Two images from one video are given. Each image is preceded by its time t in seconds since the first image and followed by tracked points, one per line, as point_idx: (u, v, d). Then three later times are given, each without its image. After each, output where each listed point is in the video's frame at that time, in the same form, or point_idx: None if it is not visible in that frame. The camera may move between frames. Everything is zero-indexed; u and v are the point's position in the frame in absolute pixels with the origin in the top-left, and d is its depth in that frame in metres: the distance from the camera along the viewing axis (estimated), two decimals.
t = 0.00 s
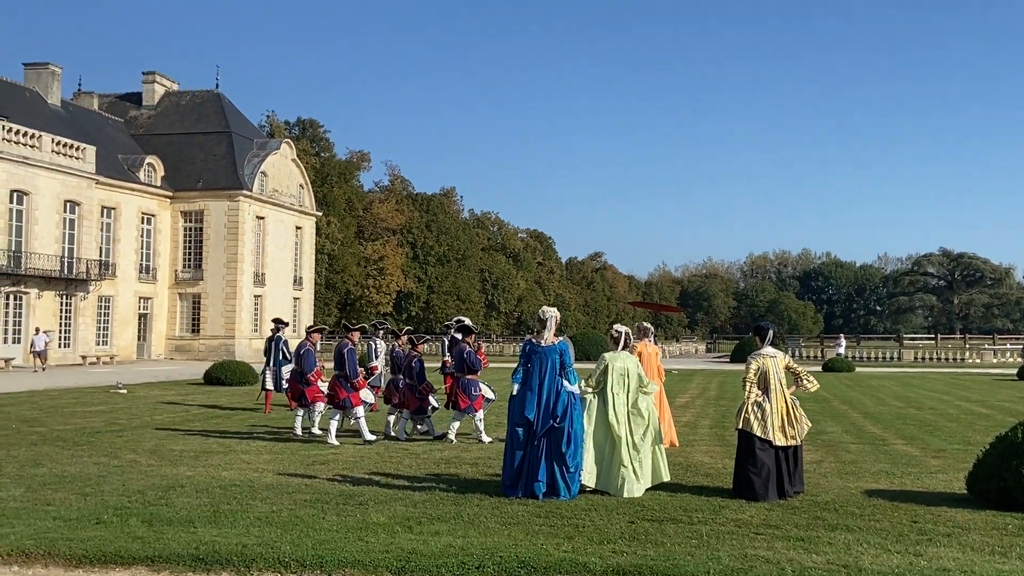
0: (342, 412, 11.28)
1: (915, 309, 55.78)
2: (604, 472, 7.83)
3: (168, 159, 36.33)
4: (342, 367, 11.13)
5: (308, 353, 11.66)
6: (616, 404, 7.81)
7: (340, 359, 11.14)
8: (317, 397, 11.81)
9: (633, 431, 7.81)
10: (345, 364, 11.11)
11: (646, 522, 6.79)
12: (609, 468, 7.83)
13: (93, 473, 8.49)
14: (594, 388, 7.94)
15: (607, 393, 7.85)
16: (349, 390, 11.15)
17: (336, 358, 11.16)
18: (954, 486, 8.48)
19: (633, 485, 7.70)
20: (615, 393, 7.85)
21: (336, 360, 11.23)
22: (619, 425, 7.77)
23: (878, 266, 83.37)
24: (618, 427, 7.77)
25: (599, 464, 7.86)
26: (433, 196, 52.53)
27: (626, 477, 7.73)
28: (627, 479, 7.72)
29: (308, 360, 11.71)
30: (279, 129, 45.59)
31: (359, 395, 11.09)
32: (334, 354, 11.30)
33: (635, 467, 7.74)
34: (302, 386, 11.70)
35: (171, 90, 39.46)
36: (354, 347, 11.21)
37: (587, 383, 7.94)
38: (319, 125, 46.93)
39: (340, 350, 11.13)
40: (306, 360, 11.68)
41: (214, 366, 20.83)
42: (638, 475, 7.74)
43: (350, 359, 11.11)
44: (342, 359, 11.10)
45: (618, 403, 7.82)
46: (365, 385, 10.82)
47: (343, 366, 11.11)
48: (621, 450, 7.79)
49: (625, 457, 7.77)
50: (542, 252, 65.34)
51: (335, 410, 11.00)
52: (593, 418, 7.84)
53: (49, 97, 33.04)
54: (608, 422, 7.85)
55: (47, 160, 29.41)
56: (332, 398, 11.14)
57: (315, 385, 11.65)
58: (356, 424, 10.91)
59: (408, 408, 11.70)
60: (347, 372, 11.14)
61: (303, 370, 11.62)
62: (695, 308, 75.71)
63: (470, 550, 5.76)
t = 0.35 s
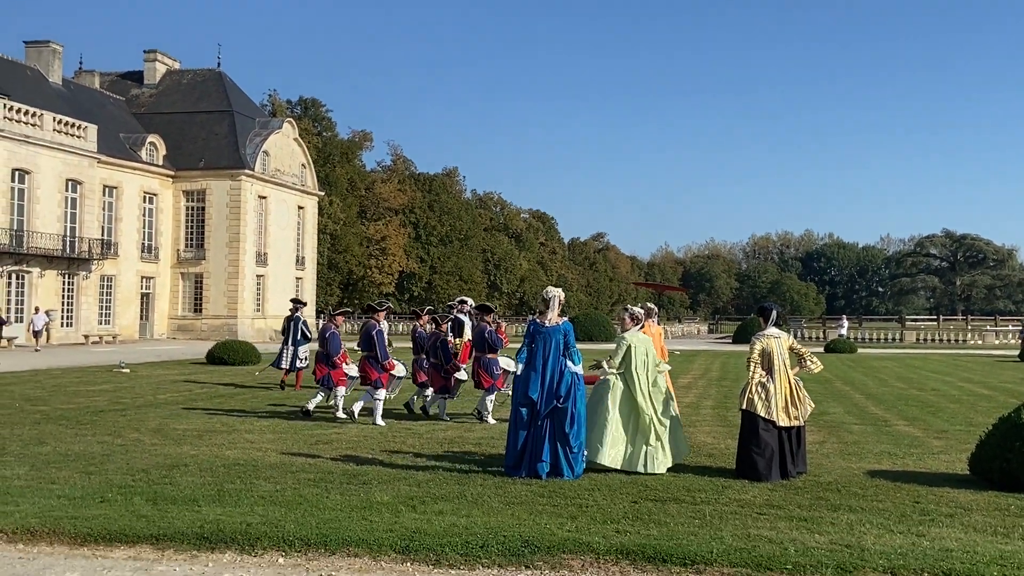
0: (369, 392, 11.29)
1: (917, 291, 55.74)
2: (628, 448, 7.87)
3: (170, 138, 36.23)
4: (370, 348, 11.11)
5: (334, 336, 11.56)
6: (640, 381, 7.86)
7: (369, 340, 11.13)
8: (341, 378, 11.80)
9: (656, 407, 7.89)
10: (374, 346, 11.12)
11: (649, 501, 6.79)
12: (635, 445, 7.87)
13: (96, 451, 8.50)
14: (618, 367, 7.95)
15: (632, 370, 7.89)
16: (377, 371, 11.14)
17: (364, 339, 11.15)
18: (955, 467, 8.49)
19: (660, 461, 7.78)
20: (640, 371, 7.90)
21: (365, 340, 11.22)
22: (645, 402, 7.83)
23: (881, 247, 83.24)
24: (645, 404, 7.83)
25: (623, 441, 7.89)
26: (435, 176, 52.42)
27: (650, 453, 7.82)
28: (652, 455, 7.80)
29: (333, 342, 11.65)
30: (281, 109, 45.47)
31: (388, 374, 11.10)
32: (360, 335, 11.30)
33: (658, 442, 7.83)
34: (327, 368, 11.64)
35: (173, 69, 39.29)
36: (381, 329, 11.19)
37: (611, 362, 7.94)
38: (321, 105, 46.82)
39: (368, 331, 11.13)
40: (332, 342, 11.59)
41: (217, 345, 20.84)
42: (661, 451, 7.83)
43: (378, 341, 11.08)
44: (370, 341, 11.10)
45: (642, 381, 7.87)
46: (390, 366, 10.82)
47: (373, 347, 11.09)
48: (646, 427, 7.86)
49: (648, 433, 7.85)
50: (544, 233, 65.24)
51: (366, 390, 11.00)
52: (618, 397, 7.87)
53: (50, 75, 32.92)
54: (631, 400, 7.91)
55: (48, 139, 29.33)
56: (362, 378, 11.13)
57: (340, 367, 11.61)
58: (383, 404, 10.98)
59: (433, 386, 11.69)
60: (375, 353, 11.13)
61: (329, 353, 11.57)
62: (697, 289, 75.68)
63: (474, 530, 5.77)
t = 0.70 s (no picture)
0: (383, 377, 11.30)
1: (914, 276, 55.79)
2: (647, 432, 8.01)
3: (166, 122, 36.12)
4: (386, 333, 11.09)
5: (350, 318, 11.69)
6: (652, 366, 7.99)
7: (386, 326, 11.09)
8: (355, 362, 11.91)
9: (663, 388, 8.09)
10: (391, 332, 11.14)
11: (643, 485, 6.81)
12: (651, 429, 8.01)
13: (90, 436, 8.49)
14: (626, 350, 7.96)
15: (642, 354, 7.98)
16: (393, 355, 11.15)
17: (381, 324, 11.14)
18: (950, 451, 8.52)
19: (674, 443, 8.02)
20: (649, 356, 8.02)
21: (381, 326, 11.22)
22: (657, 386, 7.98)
23: (879, 233, 83.24)
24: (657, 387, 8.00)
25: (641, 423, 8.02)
26: (433, 160, 52.32)
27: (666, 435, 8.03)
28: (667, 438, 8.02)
29: (349, 325, 11.82)
30: (277, 93, 45.35)
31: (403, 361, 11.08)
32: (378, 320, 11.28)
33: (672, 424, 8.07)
34: (342, 351, 11.81)
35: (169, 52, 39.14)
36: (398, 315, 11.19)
37: (619, 345, 7.96)
38: (318, 89, 46.70)
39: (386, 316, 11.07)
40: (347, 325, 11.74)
41: (213, 329, 20.85)
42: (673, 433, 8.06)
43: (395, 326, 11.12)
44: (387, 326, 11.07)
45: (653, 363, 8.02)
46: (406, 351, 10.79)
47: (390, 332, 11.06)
48: (659, 410, 8.05)
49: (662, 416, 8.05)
50: (542, 218, 65.20)
51: (380, 375, 10.99)
52: (633, 382, 7.94)
53: (45, 58, 32.78)
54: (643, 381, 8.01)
55: (43, 122, 29.23)
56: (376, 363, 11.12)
57: (355, 350, 11.77)
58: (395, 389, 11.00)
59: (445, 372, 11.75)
60: (391, 339, 11.12)
61: (345, 335, 11.73)
62: (694, 274, 75.69)
63: (467, 514, 5.79)
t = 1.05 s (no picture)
0: (402, 365, 11.35)
1: (910, 266, 55.72)
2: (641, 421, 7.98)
3: (162, 111, 36.01)
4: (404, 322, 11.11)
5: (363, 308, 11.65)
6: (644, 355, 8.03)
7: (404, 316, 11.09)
8: (371, 351, 11.91)
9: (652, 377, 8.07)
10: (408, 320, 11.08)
11: (639, 475, 6.83)
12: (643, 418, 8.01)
13: (87, 426, 8.50)
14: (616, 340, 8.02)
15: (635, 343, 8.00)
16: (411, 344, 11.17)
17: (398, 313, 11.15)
18: (944, 440, 8.55)
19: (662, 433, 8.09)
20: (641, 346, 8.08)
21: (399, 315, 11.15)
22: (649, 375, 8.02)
23: (874, 222, 83.37)
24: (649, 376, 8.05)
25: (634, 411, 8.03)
26: (429, 150, 52.22)
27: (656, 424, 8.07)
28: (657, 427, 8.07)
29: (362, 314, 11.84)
30: (273, 82, 45.26)
31: (422, 350, 11.11)
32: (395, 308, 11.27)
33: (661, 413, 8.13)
34: (356, 339, 11.81)
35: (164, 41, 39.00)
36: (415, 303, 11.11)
37: (609, 336, 8.05)
38: (314, 78, 46.60)
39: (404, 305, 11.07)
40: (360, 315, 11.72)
41: (210, 319, 20.86)
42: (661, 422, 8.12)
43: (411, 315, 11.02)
44: (405, 315, 11.08)
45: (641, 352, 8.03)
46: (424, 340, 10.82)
47: (407, 321, 11.08)
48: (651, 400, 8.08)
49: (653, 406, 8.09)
50: (538, 207, 65.22)
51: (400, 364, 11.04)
52: (630, 371, 7.92)
53: (40, 47, 32.65)
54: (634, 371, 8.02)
55: (39, 111, 29.13)
56: (395, 352, 11.17)
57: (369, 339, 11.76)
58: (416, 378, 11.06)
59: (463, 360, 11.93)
60: (409, 328, 11.14)
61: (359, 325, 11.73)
62: (691, 264, 75.66)
63: (463, 503, 5.80)
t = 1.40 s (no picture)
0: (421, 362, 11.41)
1: (905, 260, 55.81)
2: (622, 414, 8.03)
3: (157, 105, 35.93)
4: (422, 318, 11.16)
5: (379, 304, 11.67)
6: (629, 348, 8.02)
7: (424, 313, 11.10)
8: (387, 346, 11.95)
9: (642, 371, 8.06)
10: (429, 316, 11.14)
11: (635, 468, 6.84)
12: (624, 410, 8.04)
13: (82, 420, 8.49)
14: (606, 334, 8.03)
15: (619, 336, 8.01)
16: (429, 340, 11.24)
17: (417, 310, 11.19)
18: (940, 434, 8.58)
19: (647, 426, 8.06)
20: (629, 339, 8.06)
21: (419, 311, 11.22)
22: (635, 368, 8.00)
23: (870, 217, 83.42)
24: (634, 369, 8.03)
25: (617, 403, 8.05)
26: (425, 144, 52.16)
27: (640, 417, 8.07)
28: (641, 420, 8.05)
29: (377, 311, 11.84)
30: (269, 76, 45.18)
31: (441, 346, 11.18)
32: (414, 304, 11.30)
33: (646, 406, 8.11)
34: (371, 336, 11.83)
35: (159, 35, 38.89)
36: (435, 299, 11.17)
37: (598, 329, 8.02)
38: (310, 72, 46.52)
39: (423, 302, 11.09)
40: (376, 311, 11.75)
41: (205, 314, 20.83)
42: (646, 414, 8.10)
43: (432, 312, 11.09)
44: (424, 312, 11.12)
45: (629, 346, 8.04)
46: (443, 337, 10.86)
47: (427, 318, 11.11)
48: (637, 393, 8.09)
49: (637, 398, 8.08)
50: (534, 201, 65.20)
51: (419, 360, 11.12)
52: (612, 364, 7.94)
53: (34, 41, 32.56)
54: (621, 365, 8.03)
55: (34, 106, 29.07)
56: (415, 348, 11.25)
57: (384, 335, 11.80)
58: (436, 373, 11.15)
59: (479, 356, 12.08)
60: (428, 324, 11.19)
61: (374, 321, 11.76)
62: (687, 258, 75.69)
63: (459, 497, 5.80)
